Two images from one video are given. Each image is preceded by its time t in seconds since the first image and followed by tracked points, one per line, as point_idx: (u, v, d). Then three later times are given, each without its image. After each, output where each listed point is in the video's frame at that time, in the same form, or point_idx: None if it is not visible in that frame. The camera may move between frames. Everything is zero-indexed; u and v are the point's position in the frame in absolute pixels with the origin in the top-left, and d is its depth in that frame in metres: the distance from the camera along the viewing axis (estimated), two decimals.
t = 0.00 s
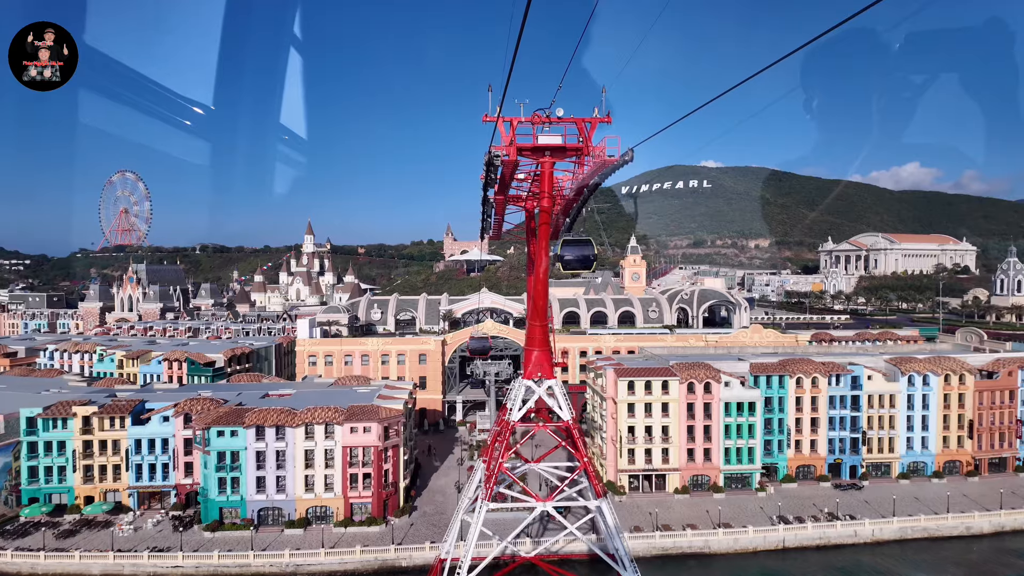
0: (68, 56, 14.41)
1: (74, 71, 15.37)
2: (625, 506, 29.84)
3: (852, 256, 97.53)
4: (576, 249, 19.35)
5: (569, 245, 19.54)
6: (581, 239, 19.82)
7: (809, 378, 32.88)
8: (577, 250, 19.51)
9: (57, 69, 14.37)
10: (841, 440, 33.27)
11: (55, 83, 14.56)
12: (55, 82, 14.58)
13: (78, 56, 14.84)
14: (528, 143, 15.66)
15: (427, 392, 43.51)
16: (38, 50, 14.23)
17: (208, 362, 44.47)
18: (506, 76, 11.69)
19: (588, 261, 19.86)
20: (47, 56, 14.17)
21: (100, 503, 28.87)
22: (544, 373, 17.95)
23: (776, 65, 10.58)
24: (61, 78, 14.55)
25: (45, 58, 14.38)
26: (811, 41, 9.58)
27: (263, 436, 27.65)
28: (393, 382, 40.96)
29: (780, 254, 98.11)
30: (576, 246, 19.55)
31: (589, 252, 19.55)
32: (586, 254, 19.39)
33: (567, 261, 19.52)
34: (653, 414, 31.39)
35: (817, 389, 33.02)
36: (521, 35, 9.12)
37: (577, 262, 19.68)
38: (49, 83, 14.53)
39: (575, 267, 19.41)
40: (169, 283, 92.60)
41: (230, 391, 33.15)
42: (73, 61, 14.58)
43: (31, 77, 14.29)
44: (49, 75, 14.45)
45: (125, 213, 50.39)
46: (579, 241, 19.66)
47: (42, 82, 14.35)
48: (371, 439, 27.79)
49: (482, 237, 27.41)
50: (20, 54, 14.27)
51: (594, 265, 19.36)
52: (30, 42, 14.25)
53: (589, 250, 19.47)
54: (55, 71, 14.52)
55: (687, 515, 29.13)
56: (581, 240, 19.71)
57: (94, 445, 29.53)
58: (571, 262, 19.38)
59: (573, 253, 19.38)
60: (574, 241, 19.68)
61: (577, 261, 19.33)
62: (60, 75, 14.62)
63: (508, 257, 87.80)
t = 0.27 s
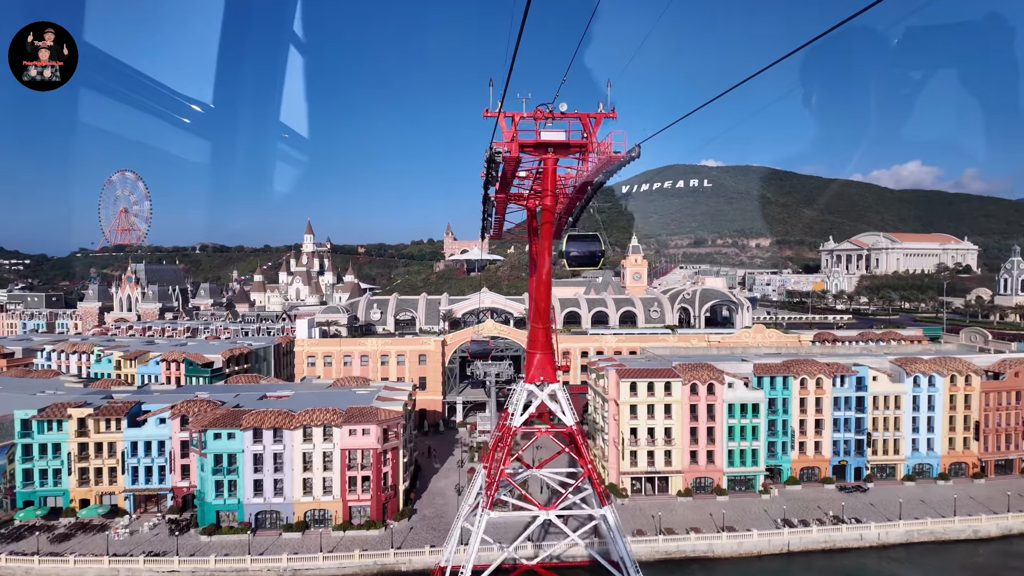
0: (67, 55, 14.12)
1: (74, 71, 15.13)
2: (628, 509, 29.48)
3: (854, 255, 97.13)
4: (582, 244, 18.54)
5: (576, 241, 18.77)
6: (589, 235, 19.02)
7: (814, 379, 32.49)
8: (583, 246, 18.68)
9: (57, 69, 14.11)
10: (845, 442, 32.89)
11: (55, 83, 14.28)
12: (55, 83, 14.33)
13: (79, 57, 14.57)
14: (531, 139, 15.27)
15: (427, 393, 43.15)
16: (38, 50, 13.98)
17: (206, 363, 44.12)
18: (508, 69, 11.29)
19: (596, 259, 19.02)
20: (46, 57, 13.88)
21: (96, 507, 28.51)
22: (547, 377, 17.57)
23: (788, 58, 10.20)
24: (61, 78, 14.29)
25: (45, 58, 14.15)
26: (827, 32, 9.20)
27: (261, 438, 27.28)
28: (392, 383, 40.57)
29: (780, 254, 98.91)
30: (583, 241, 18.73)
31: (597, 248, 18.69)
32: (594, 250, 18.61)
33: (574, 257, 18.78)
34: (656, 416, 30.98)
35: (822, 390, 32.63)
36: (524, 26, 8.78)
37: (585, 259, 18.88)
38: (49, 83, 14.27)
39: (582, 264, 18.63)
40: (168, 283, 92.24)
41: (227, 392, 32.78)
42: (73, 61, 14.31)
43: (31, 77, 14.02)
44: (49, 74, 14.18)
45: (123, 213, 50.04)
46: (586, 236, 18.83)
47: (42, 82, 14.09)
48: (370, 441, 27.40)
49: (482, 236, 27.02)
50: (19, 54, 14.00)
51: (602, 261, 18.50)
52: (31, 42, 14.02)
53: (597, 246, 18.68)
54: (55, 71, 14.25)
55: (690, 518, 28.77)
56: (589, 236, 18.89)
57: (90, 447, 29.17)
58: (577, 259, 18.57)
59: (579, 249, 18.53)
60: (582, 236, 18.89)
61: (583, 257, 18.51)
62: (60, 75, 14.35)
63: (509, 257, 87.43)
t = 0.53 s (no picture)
0: (68, 56, 13.01)
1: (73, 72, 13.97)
2: (630, 513, 29.10)
3: (856, 255, 96.77)
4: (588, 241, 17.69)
5: (582, 236, 17.91)
6: (596, 229, 18.15)
7: (818, 380, 32.09)
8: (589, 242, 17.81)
9: (57, 70, 12.77)
10: (850, 444, 32.51)
11: (55, 85, 13.04)
12: (55, 84, 13.03)
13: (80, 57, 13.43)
14: (534, 135, 14.86)
15: (427, 394, 42.78)
16: (37, 49, 12.75)
17: (205, 364, 43.74)
18: (510, 62, 10.87)
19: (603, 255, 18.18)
20: (46, 57, 12.65)
21: (91, 510, 28.14)
22: (550, 381, 17.20)
23: (800, 51, 9.79)
24: (62, 79, 12.99)
25: (44, 58, 13.04)
26: (844, 22, 8.78)
27: (258, 441, 26.89)
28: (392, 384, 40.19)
29: (782, 254, 98.26)
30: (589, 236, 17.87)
31: (603, 244, 17.82)
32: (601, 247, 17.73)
33: (580, 253, 18.07)
34: (658, 418, 30.59)
35: (826, 392, 32.22)
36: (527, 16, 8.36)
37: (592, 255, 18.09)
38: (49, 84, 12.98)
39: (588, 261, 17.89)
40: (167, 283, 91.92)
41: (225, 394, 32.41)
42: (73, 61, 13.02)
43: (30, 77, 12.64)
44: (49, 75, 12.95)
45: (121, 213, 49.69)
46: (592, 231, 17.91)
47: (42, 83, 12.78)
48: (369, 444, 27.02)
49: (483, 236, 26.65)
50: (18, 54, 12.71)
51: (609, 258, 17.69)
52: (29, 42, 12.86)
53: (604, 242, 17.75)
54: (55, 72, 13.06)
55: (693, 522, 28.40)
56: (595, 230, 18.01)
57: (85, 450, 28.79)
58: (583, 256, 17.79)
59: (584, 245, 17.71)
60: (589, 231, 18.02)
61: (589, 253, 17.73)
62: (60, 76, 13.19)
63: (509, 257, 87.08)
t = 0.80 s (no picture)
0: (68, 55, 13.71)
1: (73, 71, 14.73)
2: (633, 516, 28.73)
3: (856, 255, 96.64)
4: (595, 237, 17.12)
5: (589, 231, 17.35)
6: (604, 225, 17.61)
7: (823, 382, 31.71)
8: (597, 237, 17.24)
9: (56, 69, 13.61)
10: (855, 446, 32.09)
11: (55, 83, 13.85)
12: (55, 83, 13.88)
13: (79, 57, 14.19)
14: (537, 132, 14.48)
15: (427, 395, 42.39)
16: (37, 49, 13.62)
17: (203, 365, 43.35)
18: (513, 54, 10.50)
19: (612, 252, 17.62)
20: (46, 56, 13.39)
21: (87, 514, 27.79)
22: (552, 386, 16.83)
23: (815, 45, 9.42)
24: (61, 79, 13.84)
25: (45, 57, 13.79)
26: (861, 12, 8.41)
27: (255, 444, 26.50)
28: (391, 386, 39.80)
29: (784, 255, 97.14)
30: (597, 232, 17.30)
31: (611, 241, 17.27)
32: (610, 243, 17.15)
33: (586, 249, 17.52)
34: (661, 420, 30.22)
35: (831, 393, 31.83)
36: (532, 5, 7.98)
37: (600, 252, 17.50)
38: (49, 84, 13.84)
39: (595, 258, 17.35)
40: (166, 283, 91.61)
41: (222, 395, 32.06)
42: (73, 61, 13.88)
43: (30, 77, 13.57)
44: (49, 74, 13.74)
45: (118, 214, 49.29)
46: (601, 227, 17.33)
47: (41, 81, 13.69)
48: (368, 447, 26.63)
49: (484, 237, 26.25)
50: (18, 54, 13.56)
51: (618, 255, 17.07)
52: (30, 42, 13.64)
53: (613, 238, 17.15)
54: (55, 71, 13.81)
55: (696, 525, 28.01)
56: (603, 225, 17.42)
57: (81, 453, 28.44)
58: (590, 252, 17.26)
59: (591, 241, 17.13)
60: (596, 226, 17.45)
61: (596, 250, 17.18)
62: (60, 75, 13.92)
63: (510, 257, 86.65)
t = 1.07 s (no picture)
0: (68, 55, 13.60)
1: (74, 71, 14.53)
2: (635, 520, 28.36)
3: (860, 254, 92.91)
4: (604, 233, 16.85)
5: (597, 227, 17.07)
6: (612, 221, 17.31)
7: (827, 384, 31.36)
8: (607, 233, 16.98)
9: (57, 69, 13.51)
10: (860, 449, 31.70)
11: (55, 83, 13.70)
12: (55, 83, 13.72)
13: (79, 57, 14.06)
14: (540, 128, 14.14)
15: (427, 397, 42.01)
16: (37, 50, 13.41)
17: (201, 366, 43.00)
18: (515, 48, 10.18)
19: (621, 248, 17.36)
20: (46, 56, 13.34)
21: (81, 518, 27.40)
22: (555, 392, 16.44)
23: (830, 37, 9.06)
24: (62, 79, 13.70)
25: (45, 58, 13.57)
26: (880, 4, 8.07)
27: (252, 448, 26.12)
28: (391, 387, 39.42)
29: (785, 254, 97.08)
30: (605, 228, 17.02)
31: (621, 237, 17.01)
32: (619, 240, 16.87)
33: (594, 246, 17.20)
34: (664, 423, 29.85)
35: (836, 395, 31.47)
36: None
37: (607, 249, 17.20)
38: (49, 84, 13.67)
39: (604, 255, 17.06)
40: (166, 283, 91.29)
41: (220, 398, 31.70)
42: (73, 61, 13.79)
43: (31, 77, 13.40)
44: (49, 74, 13.57)
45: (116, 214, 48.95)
46: (609, 222, 17.02)
47: (42, 83, 13.52)
48: (367, 451, 26.24)
49: (484, 237, 25.90)
50: (18, 54, 13.39)
51: (626, 252, 16.78)
52: (30, 42, 13.41)
53: (623, 234, 16.90)
54: (55, 71, 13.66)
55: (700, 530, 27.62)
56: (612, 221, 17.15)
57: (76, 456, 28.06)
58: (598, 249, 16.95)
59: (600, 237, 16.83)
60: (604, 222, 17.15)
61: (605, 247, 16.89)
62: (60, 75, 13.77)
63: (510, 257, 86.20)
